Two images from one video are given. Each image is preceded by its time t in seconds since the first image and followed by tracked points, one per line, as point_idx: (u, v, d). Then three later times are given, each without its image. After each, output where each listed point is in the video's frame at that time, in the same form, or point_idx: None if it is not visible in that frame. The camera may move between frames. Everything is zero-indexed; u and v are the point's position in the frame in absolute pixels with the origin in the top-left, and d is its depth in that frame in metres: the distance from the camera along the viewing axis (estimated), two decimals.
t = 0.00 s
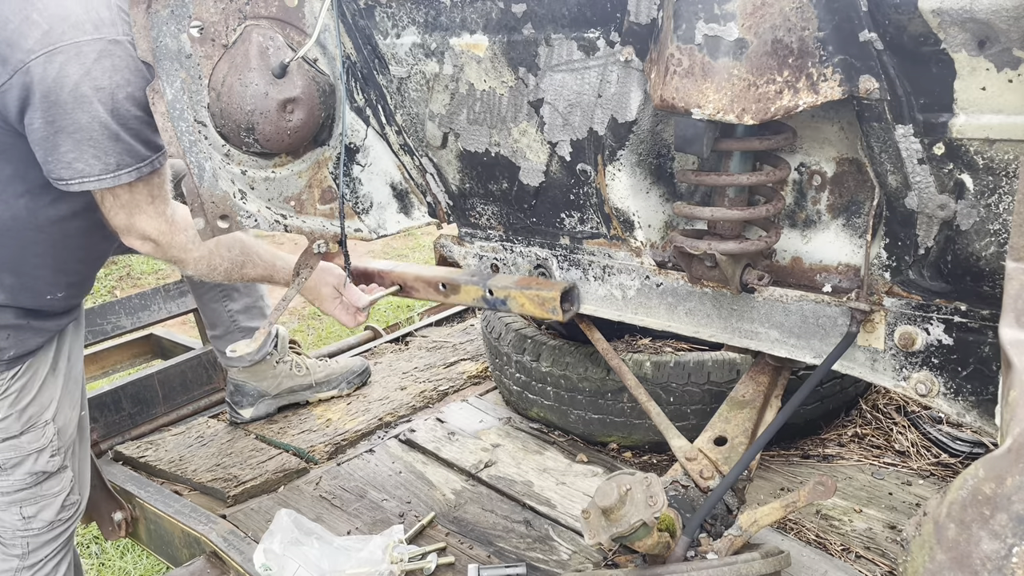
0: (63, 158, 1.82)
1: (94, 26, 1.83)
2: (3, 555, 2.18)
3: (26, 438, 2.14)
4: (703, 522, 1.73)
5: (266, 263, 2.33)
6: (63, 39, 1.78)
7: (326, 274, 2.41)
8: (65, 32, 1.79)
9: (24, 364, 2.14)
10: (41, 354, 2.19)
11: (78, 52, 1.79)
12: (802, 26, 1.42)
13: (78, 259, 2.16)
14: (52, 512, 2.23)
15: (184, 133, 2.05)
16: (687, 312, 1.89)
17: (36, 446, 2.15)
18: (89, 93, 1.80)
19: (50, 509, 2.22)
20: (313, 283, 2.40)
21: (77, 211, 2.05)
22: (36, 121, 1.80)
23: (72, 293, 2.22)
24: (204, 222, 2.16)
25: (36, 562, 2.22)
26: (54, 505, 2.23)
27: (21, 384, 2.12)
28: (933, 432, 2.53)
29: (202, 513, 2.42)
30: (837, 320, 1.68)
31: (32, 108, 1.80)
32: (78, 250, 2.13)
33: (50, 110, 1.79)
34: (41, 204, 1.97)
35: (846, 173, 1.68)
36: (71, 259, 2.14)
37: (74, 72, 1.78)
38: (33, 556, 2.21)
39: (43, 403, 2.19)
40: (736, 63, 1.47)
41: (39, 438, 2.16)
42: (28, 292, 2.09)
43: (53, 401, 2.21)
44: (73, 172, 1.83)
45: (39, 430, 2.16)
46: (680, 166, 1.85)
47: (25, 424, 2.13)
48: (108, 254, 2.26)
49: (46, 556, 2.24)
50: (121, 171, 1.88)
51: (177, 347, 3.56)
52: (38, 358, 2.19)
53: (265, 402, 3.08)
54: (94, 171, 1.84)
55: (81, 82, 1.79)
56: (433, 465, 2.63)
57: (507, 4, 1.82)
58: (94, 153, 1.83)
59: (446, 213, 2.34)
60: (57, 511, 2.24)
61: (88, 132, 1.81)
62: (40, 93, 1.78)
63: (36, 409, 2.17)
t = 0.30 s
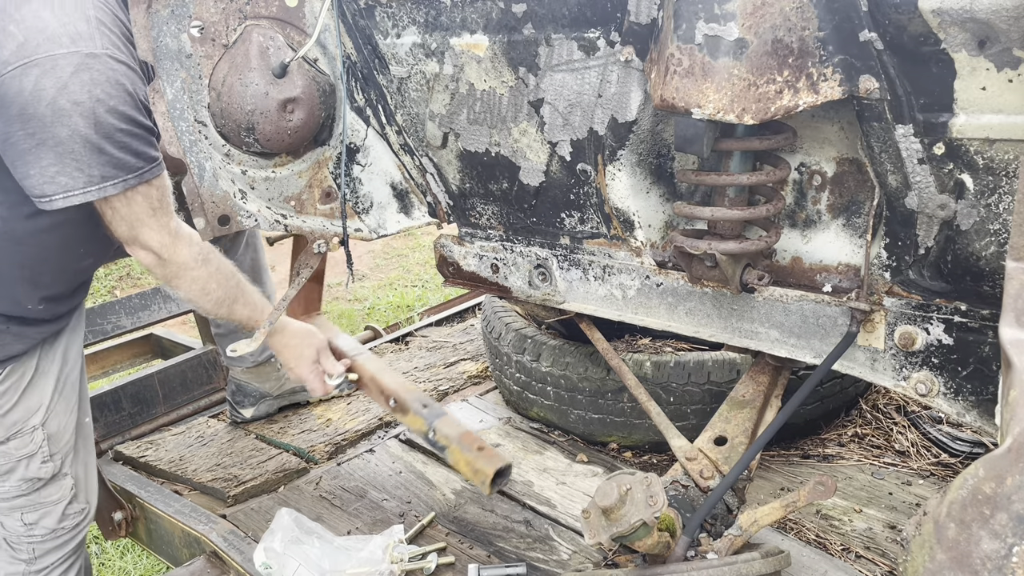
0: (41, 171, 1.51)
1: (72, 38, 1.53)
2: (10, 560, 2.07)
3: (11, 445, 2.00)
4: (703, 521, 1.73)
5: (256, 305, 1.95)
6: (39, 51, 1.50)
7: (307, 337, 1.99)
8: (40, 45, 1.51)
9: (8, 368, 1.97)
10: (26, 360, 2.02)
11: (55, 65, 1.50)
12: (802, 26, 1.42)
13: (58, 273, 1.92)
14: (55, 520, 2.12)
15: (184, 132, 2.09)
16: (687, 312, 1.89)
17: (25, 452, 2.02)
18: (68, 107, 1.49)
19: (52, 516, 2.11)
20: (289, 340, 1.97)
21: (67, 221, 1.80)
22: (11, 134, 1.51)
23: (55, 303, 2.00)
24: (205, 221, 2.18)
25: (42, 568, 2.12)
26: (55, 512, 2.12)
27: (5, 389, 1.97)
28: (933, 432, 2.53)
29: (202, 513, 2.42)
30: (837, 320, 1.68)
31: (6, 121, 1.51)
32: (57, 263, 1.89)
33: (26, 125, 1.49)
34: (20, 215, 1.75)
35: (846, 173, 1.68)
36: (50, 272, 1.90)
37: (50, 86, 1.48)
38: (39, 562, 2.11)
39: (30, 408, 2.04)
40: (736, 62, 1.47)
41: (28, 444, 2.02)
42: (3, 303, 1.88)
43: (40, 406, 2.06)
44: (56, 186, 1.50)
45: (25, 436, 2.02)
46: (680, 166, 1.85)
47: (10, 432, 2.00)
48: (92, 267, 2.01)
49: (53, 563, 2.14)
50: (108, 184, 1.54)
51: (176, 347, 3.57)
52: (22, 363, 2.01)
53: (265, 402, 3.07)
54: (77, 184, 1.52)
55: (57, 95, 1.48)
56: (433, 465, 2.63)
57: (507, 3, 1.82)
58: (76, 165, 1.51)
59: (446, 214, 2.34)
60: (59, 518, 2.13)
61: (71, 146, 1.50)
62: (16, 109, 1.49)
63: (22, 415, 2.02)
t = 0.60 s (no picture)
0: (59, 183, 1.53)
1: (85, 49, 1.54)
2: (48, 566, 2.16)
3: (45, 449, 2.04)
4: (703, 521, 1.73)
5: (228, 313, 2.00)
6: (54, 65, 1.51)
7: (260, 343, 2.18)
8: (55, 58, 1.51)
9: (31, 374, 2.01)
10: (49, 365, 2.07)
11: (70, 77, 1.51)
12: (802, 26, 1.42)
13: (72, 276, 1.98)
14: (92, 522, 2.17)
15: (184, 132, 2.11)
16: (687, 312, 1.89)
17: (58, 455, 2.06)
18: (85, 117, 1.52)
19: (89, 519, 2.16)
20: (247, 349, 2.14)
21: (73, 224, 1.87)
22: (26, 149, 1.53)
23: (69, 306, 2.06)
24: (206, 221, 2.21)
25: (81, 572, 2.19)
26: (93, 514, 2.16)
27: (30, 395, 2.01)
28: (933, 432, 2.53)
29: (201, 513, 2.42)
30: (837, 320, 1.68)
31: (21, 136, 1.52)
32: (70, 266, 1.95)
33: (43, 139, 1.51)
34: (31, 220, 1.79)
35: (846, 173, 1.68)
36: (64, 277, 1.96)
37: (67, 97, 1.50)
38: (77, 566, 2.18)
39: (59, 411, 2.08)
40: (736, 63, 1.47)
41: (60, 446, 2.07)
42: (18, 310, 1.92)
43: (69, 409, 2.10)
44: (75, 197, 1.54)
45: (58, 439, 2.06)
46: (680, 166, 1.85)
47: (41, 436, 2.03)
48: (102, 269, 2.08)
49: (91, 566, 2.21)
50: (123, 190, 1.59)
51: (176, 347, 3.57)
52: (45, 368, 2.05)
53: (265, 402, 3.06)
54: (95, 194, 1.55)
55: (74, 107, 1.51)
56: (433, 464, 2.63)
57: (507, 3, 1.82)
58: (93, 175, 1.54)
59: (446, 214, 2.33)
60: (96, 520, 2.18)
61: (87, 156, 1.53)
62: (31, 122, 1.50)
63: (52, 418, 2.06)
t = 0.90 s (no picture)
0: (53, 174, 1.62)
1: (79, 41, 1.62)
2: (31, 563, 2.21)
3: (36, 445, 2.12)
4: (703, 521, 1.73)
5: (218, 289, 2.07)
6: (48, 58, 1.58)
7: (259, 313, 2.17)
8: (49, 51, 1.59)
9: (25, 371, 2.09)
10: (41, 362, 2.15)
11: (63, 70, 1.59)
12: (802, 26, 1.42)
13: (67, 265, 2.06)
14: (77, 519, 2.23)
15: (184, 132, 2.12)
16: (687, 312, 1.89)
17: (48, 452, 2.14)
18: (77, 110, 1.60)
19: (75, 516, 2.22)
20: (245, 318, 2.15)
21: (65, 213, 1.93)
22: (21, 141, 1.62)
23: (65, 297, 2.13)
24: (205, 222, 2.23)
25: (64, 569, 2.24)
26: (78, 511, 2.23)
27: (24, 391, 2.09)
28: (933, 432, 2.53)
29: (201, 513, 2.42)
30: (837, 320, 1.68)
31: (16, 128, 1.60)
32: (64, 256, 2.02)
33: (37, 130, 1.60)
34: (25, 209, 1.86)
35: (846, 173, 1.68)
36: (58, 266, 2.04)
37: (60, 90, 1.58)
38: (60, 563, 2.23)
39: (50, 408, 2.16)
40: (736, 63, 1.47)
41: (51, 443, 2.15)
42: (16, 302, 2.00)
43: (59, 406, 2.18)
44: (68, 188, 1.63)
45: (48, 435, 2.14)
46: (680, 166, 1.85)
47: (33, 432, 2.11)
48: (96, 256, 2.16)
49: (75, 563, 2.26)
50: (116, 182, 1.68)
51: (176, 347, 3.56)
52: (37, 365, 2.13)
53: (265, 402, 3.07)
54: (88, 186, 1.64)
55: (68, 100, 1.59)
56: (433, 464, 2.63)
57: (507, 3, 1.82)
58: (85, 168, 1.63)
59: (446, 214, 2.33)
60: (82, 517, 2.24)
61: (79, 148, 1.61)
62: (26, 115, 1.59)
63: (44, 415, 2.14)
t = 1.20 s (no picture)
0: (43, 154, 1.67)
1: (60, 17, 1.68)
2: (16, 564, 2.20)
3: (25, 446, 2.12)
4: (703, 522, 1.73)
5: (212, 263, 2.18)
6: (29, 33, 1.64)
7: (269, 279, 2.32)
8: (30, 26, 1.65)
9: (18, 370, 2.11)
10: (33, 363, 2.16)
11: (44, 45, 1.65)
12: (802, 26, 1.42)
13: (60, 262, 2.09)
14: (62, 520, 2.24)
15: (185, 132, 2.11)
16: (687, 312, 1.89)
17: (36, 452, 2.14)
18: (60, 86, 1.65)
19: (60, 516, 2.23)
20: (255, 284, 2.30)
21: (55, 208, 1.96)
22: (7, 121, 1.66)
23: (58, 295, 2.17)
24: (204, 222, 2.22)
25: (49, 569, 2.25)
26: (64, 512, 2.24)
27: (16, 391, 2.10)
28: (933, 432, 2.53)
29: (202, 514, 2.42)
30: (837, 320, 1.68)
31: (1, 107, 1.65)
32: (57, 252, 2.06)
33: (22, 109, 1.64)
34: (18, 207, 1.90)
35: (846, 173, 1.68)
36: (51, 262, 2.07)
37: (43, 67, 1.64)
38: (45, 563, 2.23)
39: (39, 409, 2.17)
40: (736, 63, 1.47)
41: (39, 444, 2.15)
42: (9, 299, 2.04)
43: (48, 407, 2.19)
44: (59, 166, 1.68)
45: (37, 436, 2.15)
46: (680, 166, 1.85)
47: (22, 432, 2.12)
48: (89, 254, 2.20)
49: (59, 563, 2.27)
50: (105, 164, 1.74)
51: (176, 347, 3.56)
52: (30, 364, 2.15)
53: (265, 402, 3.07)
54: (78, 165, 1.70)
55: (50, 75, 1.64)
56: (433, 465, 2.63)
57: (507, 4, 1.82)
58: (74, 146, 1.68)
59: (446, 214, 2.33)
60: (67, 518, 2.25)
61: (65, 125, 1.66)
62: (10, 92, 1.63)
63: (33, 415, 2.15)
